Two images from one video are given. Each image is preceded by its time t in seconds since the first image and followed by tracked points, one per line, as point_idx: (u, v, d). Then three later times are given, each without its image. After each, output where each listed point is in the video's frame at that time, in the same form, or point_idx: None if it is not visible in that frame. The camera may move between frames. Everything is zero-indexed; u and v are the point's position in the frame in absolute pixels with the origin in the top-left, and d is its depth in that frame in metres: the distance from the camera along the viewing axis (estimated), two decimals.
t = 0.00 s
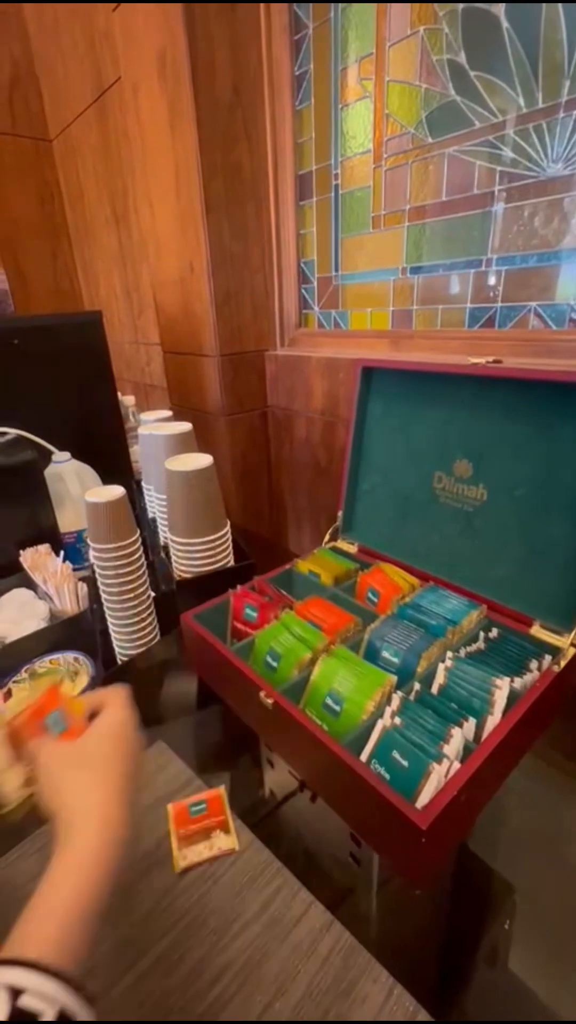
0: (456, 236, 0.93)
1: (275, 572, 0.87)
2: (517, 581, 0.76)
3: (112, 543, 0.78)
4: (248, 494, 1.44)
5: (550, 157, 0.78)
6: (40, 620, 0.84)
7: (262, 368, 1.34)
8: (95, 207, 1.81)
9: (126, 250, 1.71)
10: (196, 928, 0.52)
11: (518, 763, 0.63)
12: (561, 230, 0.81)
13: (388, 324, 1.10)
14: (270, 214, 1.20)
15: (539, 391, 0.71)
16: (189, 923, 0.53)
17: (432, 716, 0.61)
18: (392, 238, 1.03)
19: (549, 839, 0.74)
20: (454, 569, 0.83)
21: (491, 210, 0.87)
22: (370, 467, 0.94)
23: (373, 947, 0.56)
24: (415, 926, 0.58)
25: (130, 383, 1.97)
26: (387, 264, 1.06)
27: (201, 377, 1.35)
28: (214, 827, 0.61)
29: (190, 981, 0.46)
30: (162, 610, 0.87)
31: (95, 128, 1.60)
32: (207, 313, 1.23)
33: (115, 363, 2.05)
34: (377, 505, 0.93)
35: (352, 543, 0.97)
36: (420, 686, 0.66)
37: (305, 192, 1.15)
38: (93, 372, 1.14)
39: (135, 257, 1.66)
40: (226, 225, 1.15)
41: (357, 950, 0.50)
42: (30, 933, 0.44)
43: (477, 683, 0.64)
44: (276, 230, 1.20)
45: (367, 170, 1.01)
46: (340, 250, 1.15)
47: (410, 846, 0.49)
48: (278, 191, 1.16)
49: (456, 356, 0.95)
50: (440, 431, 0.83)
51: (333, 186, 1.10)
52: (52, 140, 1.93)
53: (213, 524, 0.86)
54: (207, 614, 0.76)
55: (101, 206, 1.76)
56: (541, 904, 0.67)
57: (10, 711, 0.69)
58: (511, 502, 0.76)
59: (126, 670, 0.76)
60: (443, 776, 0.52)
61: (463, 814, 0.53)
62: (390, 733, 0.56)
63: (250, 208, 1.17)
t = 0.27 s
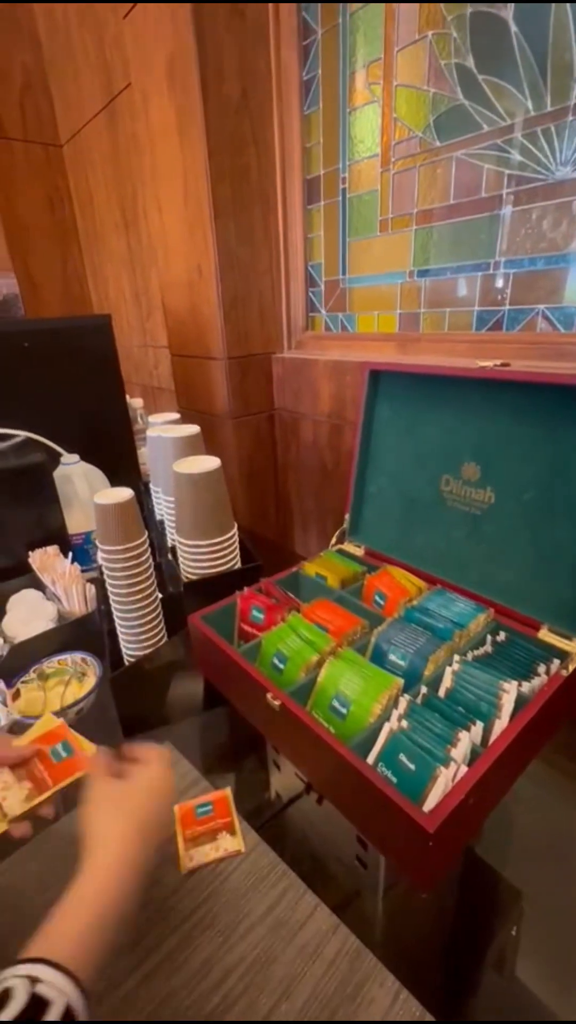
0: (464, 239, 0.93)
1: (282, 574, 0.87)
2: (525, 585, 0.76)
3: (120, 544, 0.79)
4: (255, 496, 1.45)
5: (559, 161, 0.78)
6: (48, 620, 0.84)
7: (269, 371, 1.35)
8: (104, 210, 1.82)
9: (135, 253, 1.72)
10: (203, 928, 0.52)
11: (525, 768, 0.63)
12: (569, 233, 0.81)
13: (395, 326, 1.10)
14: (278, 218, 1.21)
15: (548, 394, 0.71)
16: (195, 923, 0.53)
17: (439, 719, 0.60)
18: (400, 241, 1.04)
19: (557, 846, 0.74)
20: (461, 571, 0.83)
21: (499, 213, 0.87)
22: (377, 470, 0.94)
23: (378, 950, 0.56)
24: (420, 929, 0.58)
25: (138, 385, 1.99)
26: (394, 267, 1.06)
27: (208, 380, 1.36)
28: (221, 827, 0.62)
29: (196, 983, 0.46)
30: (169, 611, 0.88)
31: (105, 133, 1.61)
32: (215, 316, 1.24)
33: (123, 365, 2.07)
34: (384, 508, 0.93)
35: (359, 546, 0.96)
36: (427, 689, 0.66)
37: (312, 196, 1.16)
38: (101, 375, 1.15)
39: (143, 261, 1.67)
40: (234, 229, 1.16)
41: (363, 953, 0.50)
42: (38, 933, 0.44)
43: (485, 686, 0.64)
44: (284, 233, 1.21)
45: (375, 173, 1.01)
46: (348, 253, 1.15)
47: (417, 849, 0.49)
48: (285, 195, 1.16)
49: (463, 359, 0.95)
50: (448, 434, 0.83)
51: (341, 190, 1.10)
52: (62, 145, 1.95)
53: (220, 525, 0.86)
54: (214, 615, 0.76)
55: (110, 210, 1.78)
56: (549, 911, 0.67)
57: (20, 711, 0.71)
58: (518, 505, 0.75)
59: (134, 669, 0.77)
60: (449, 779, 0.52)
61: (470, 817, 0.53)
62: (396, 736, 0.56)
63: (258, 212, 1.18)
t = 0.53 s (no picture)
0: (474, 243, 0.93)
1: (290, 577, 0.88)
2: (534, 590, 0.75)
3: (130, 547, 0.80)
4: (263, 499, 1.45)
5: (570, 166, 0.78)
6: (58, 621, 0.85)
7: (279, 375, 1.36)
8: (117, 216, 1.85)
9: (147, 259, 1.74)
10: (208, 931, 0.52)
11: (534, 775, 0.62)
12: None
13: (405, 331, 1.10)
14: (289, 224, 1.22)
15: (559, 399, 0.70)
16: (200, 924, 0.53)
17: (446, 724, 0.60)
18: (410, 246, 1.04)
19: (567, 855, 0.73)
20: (470, 577, 0.83)
21: (510, 218, 0.87)
22: (386, 474, 0.94)
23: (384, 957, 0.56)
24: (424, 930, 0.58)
25: (149, 389, 2.01)
26: (404, 272, 1.06)
27: (218, 384, 1.37)
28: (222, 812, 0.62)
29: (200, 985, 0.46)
30: (177, 614, 0.88)
31: (119, 141, 1.64)
32: (225, 320, 1.25)
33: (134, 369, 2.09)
34: (392, 512, 0.93)
35: (367, 550, 0.96)
36: (434, 694, 0.66)
37: (323, 201, 1.17)
38: (112, 379, 1.17)
39: (155, 266, 1.69)
40: (245, 235, 1.17)
41: (369, 958, 0.49)
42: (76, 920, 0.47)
43: (493, 691, 0.63)
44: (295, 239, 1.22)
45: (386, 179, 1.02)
46: (358, 258, 1.16)
47: (423, 855, 0.48)
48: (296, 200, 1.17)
49: (473, 363, 0.95)
50: (457, 439, 0.83)
51: (351, 195, 1.10)
52: (77, 153, 1.98)
53: (229, 529, 0.87)
54: (222, 618, 0.76)
55: (123, 217, 1.80)
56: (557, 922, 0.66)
57: (31, 710, 0.72)
58: (528, 510, 0.75)
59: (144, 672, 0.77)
60: (457, 785, 0.51)
61: (478, 824, 0.52)
62: (403, 740, 0.56)
63: (269, 218, 1.19)
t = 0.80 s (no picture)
0: (488, 248, 0.93)
1: (302, 580, 0.88)
2: (547, 596, 0.74)
3: (143, 549, 0.80)
4: (275, 503, 1.46)
5: None
6: (72, 621, 0.86)
7: (291, 379, 1.36)
8: (133, 222, 1.87)
9: (162, 265, 1.76)
10: (217, 932, 0.52)
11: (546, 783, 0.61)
12: None
13: (418, 335, 1.10)
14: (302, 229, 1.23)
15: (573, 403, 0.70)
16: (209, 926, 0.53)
17: (457, 729, 0.60)
18: (423, 251, 1.04)
19: None
20: (482, 582, 0.82)
21: (524, 222, 0.87)
22: (398, 478, 0.94)
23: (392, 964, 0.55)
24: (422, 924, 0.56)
25: (162, 393, 2.03)
26: (418, 276, 1.06)
27: (231, 388, 1.38)
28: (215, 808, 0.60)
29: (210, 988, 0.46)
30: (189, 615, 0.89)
31: (136, 148, 1.66)
32: (239, 325, 1.26)
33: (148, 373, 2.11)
34: (404, 516, 0.93)
35: (379, 554, 0.96)
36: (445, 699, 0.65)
37: (336, 207, 1.17)
38: (127, 382, 1.18)
39: (170, 272, 1.71)
40: (259, 241, 1.18)
41: (377, 965, 0.49)
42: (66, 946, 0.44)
43: (505, 697, 0.63)
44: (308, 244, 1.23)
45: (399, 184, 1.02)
46: (371, 262, 1.16)
47: (433, 861, 0.48)
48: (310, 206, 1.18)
49: (487, 368, 0.95)
50: (470, 443, 0.82)
51: (364, 201, 1.11)
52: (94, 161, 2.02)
53: (241, 532, 0.87)
54: (233, 619, 0.77)
55: (139, 222, 1.83)
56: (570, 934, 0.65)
57: (44, 710, 0.72)
58: (541, 515, 0.74)
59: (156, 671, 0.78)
60: (467, 790, 0.51)
61: (489, 830, 0.52)
62: (414, 744, 0.55)
63: (283, 224, 1.20)
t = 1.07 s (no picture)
0: (525, 258, 0.93)
1: (334, 588, 0.88)
2: None
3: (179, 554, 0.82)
4: (305, 512, 1.47)
5: None
6: (109, 622, 0.90)
7: (324, 389, 1.38)
8: (172, 240, 1.94)
9: (199, 279, 1.81)
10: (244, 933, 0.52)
11: None
12: None
13: (452, 347, 1.10)
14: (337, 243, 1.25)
15: None
16: (237, 925, 0.53)
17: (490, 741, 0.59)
18: (458, 263, 1.04)
19: None
20: (517, 594, 0.81)
21: (563, 233, 0.86)
22: (431, 488, 0.93)
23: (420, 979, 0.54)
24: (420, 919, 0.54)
25: (196, 403, 2.08)
26: (452, 288, 1.06)
27: (264, 398, 1.40)
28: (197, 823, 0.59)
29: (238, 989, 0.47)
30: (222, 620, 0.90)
31: (177, 167, 1.73)
32: (273, 336, 1.29)
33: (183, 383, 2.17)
34: (437, 526, 0.93)
35: (411, 564, 0.96)
36: (478, 711, 0.65)
37: (371, 220, 1.19)
38: (163, 393, 1.22)
39: (207, 286, 1.76)
40: (294, 255, 1.21)
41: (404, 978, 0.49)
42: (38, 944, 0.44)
43: (540, 711, 0.62)
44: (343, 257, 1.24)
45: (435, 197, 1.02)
46: (405, 274, 1.16)
47: (466, 871, 0.48)
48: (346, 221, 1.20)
49: (523, 379, 0.94)
50: (505, 454, 0.82)
51: (399, 214, 1.12)
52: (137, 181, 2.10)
53: (275, 539, 0.89)
54: (266, 624, 0.78)
55: (178, 240, 1.89)
56: None
57: (81, 710, 0.74)
58: None
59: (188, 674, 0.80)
60: (501, 802, 0.51)
61: (523, 844, 0.51)
62: (446, 753, 0.55)
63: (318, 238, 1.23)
